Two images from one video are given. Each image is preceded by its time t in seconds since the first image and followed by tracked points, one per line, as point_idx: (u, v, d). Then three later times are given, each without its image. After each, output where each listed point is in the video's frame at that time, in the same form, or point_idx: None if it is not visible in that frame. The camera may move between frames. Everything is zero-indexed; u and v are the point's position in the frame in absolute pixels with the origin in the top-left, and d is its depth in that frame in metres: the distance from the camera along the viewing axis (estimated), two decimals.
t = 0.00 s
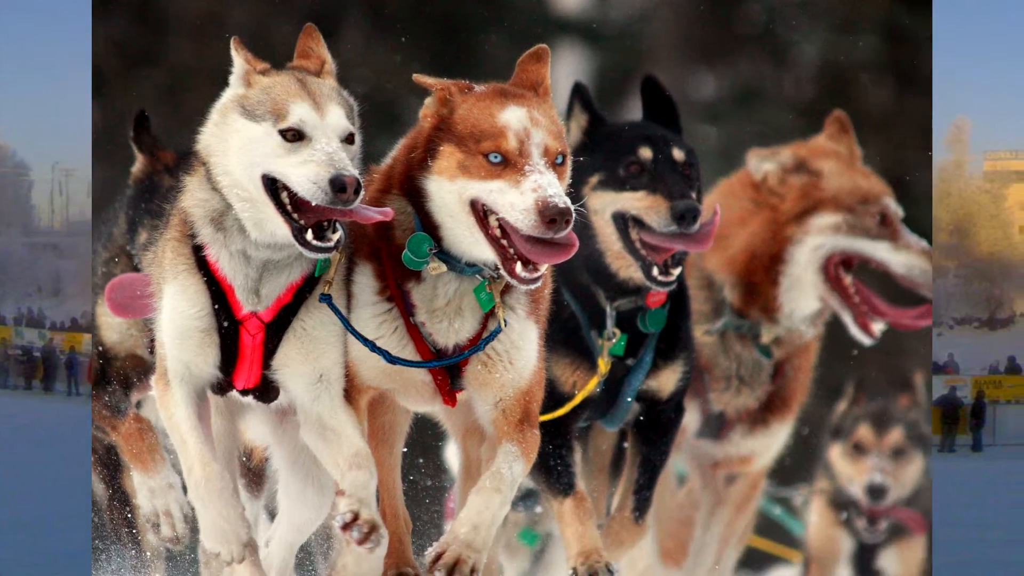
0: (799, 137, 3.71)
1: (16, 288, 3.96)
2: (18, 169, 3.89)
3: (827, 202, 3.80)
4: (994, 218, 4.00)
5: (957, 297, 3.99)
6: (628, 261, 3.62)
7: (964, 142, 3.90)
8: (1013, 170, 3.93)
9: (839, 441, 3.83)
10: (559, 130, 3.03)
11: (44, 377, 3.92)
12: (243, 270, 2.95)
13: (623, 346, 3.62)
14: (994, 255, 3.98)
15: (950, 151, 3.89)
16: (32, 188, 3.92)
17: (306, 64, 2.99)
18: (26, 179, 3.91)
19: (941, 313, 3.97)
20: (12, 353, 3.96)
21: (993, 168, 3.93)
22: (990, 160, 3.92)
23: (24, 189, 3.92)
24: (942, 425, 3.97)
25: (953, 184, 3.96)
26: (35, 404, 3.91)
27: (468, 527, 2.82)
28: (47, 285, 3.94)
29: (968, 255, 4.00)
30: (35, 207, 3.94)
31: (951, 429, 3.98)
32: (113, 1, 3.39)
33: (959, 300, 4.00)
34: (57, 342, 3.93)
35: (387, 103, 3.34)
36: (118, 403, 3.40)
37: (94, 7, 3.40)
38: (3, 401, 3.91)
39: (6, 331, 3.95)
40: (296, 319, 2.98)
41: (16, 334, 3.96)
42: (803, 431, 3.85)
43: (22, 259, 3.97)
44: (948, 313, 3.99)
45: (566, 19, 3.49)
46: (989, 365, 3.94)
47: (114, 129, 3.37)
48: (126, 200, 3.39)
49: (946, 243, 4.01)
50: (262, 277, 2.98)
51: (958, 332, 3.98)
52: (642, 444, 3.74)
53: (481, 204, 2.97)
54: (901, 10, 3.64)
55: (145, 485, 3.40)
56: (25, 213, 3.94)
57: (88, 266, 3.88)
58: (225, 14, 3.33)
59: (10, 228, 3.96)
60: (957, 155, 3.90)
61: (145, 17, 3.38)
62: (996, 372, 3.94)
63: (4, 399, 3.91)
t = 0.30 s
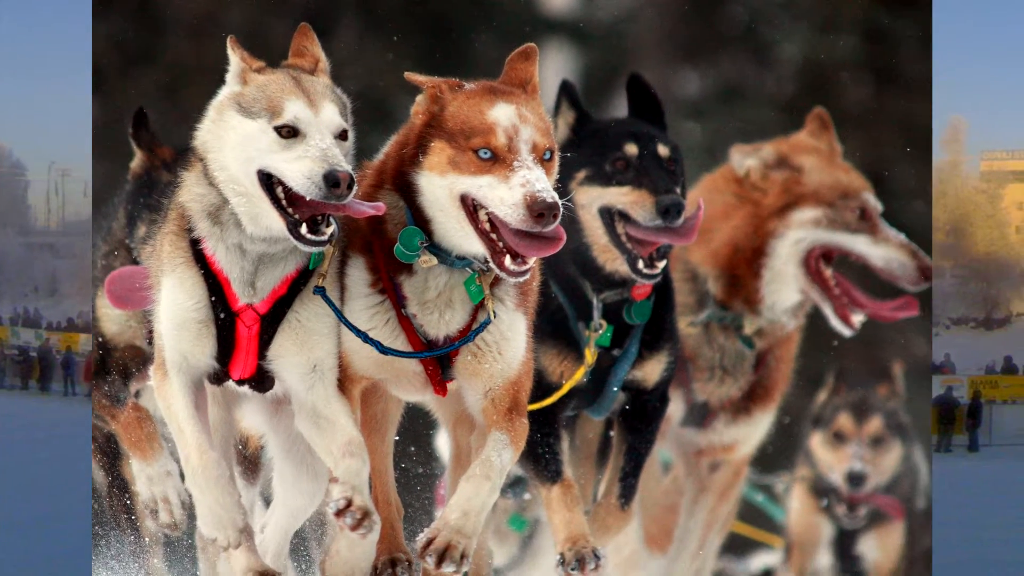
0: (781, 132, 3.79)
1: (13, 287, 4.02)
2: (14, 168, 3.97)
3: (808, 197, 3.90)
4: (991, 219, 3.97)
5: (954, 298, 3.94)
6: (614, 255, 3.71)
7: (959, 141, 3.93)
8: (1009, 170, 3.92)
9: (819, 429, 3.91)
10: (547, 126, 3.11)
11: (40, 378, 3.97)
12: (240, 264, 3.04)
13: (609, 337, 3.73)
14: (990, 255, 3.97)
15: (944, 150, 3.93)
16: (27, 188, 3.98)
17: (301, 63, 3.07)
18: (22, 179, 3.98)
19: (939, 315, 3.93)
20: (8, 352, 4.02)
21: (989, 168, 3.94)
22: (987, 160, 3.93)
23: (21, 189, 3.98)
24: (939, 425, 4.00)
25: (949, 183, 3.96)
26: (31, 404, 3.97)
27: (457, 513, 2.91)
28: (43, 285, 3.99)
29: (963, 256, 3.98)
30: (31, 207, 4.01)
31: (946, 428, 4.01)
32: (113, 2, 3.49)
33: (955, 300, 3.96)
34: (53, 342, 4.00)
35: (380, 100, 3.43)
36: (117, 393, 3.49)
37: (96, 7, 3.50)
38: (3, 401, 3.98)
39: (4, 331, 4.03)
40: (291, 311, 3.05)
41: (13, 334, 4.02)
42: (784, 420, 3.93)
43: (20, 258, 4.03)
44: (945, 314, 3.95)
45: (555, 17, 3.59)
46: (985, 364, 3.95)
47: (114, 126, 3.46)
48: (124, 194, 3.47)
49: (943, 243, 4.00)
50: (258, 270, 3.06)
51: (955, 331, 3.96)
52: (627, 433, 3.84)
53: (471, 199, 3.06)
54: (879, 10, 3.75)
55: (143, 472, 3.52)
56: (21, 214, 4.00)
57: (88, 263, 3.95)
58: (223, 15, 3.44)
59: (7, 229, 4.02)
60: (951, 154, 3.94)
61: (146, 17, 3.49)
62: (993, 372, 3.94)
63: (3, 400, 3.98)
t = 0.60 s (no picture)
0: (763, 129, 3.91)
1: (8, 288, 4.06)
2: (10, 169, 4.02)
3: (789, 192, 4.01)
4: (987, 219, 4.03)
5: (950, 297, 4.04)
6: (601, 248, 3.80)
7: (957, 142, 3.99)
8: (1006, 170, 3.97)
9: (801, 418, 4.02)
10: (536, 123, 3.19)
11: (36, 378, 4.01)
12: (236, 257, 3.12)
13: (596, 329, 3.77)
14: (986, 255, 4.03)
15: (944, 150, 4.00)
16: (23, 188, 4.04)
17: (297, 61, 3.16)
18: (18, 179, 4.03)
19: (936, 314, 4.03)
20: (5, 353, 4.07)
21: (986, 168, 3.99)
22: (984, 160, 3.98)
23: (17, 190, 4.03)
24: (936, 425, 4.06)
25: (946, 183, 4.04)
26: (26, 404, 4.00)
27: (448, 501, 3.00)
28: (39, 285, 4.06)
29: (960, 255, 4.07)
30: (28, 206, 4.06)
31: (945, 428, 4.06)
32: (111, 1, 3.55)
33: (951, 300, 4.05)
34: (49, 342, 4.04)
35: (373, 98, 3.51)
36: (116, 383, 3.59)
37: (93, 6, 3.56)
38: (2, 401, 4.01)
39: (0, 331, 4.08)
40: (286, 303, 3.14)
41: (9, 333, 4.08)
42: (767, 409, 4.03)
43: (16, 258, 4.07)
44: (943, 314, 4.03)
45: (544, 17, 3.67)
46: (981, 365, 3.99)
47: (113, 124, 3.54)
48: (123, 189, 3.55)
49: (942, 243, 4.09)
50: (254, 263, 3.14)
51: (953, 332, 4.02)
52: (614, 422, 3.93)
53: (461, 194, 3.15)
54: (859, 10, 3.85)
55: (142, 461, 3.63)
56: (17, 213, 4.05)
57: (88, 261, 4.04)
58: (220, 14, 3.51)
59: (3, 229, 4.07)
60: (949, 154, 4.00)
61: (143, 16, 3.55)
62: (989, 372, 3.98)
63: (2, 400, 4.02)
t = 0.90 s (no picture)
0: (748, 126, 3.98)
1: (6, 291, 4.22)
2: (5, 170, 3.97)
3: (774, 187, 4.08)
4: (983, 219, 4.12)
5: (946, 297, 4.23)
6: (589, 243, 3.88)
7: (954, 141, 4.03)
8: (1002, 170, 4.06)
9: (785, 409, 4.10)
10: (526, 120, 3.30)
11: (34, 378, 4.06)
12: (233, 251, 3.19)
13: (585, 321, 3.90)
14: (983, 254, 4.13)
15: (940, 151, 4.02)
16: (21, 187, 4.02)
17: (291, 59, 3.28)
18: (14, 180, 4.01)
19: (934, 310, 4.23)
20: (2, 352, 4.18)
21: (982, 169, 4.06)
22: (980, 160, 4.05)
23: (14, 189, 4.03)
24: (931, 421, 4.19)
25: (942, 183, 4.07)
26: (25, 403, 4.11)
27: (441, 490, 3.09)
28: (37, 284, 4.15)
29: (956, 255, 4.15)
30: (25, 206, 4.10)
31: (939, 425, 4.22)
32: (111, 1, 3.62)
33: (947, 300, 4.24)
34: (47, 342, 4.08)
35: (366, 96, 3.59)
36: (115, 374, 3.68)
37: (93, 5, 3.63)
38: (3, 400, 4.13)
39: None
40: (282, 297, 3.22)
41: (6, 333, 4.18)
42: (752, 400, 4.11)
43: (14, 259, 4.21)
44: (940, 312, 4.24)
45: (533, 16, 3.77)
46: (977, 365, 4.19)
47: (114, 120, 3.61)
48: (123, 185, 3.61)
49: (939, 243, 4.15)
50: (250, 258, 3.21)
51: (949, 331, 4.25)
52: (603, 413, 4.01)
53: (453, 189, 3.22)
54: (841, 10, 3.94)
55: (141, 451, 3.71)
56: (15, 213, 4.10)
57: (89, 262, 3.95)
58: (217, 14, 3.58)
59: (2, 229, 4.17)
60: (946, 154, 4.03)
61: (141, 15, 3.61)
62: (985, 371, 4.21)
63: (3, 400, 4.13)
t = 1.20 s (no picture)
0: (748, 126, 3.95)
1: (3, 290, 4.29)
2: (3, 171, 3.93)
3: (774, 187, 4.02)
4: (979, 219, 4.11)
5: (943, 298, 4.22)
6: (590, 243, 3.86)
7: (950, 141, 4.03)
8: (998, 170, 4.07)
9: (785, 409, 4.08)
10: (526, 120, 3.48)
11: (29, 379, 4.11)
12: (233, 251, 3.23)
13: (585, 321, 3.93)
14: (980, 255, 4.13)
15: (939, 152, 4.01)
16: (17, 188, 3.97)
17: (292, 59, 3.50)
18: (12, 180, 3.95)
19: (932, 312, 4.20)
20: None
21: (978, 168, 4.05)
22: (976, 161, 4.05)
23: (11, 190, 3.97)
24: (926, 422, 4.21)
25: (938, 182, 4.04)
26: (22, 403, 4.16)
27: (443, 492, 3.24)
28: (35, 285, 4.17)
29: (952, 255, 4.11)
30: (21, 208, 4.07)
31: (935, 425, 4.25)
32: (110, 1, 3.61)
33: (945, 300, 4.23)
34: (43, 342, 4.04)
35: (365, 97, 3.56)
36: (115, 373, 3.68)
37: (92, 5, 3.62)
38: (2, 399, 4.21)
39: None
40: (281, 297, 3.32)
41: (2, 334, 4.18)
42: (752, 400, 4.09)
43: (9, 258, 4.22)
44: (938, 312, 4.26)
45: (533, 16, 3.76)
46: (973, 365, 4.28)
47: (114, 120, 3.61)
48: (123, 186, 3.61)
49: (936, 245, 4.09)
50: (250, 257, 3.25)
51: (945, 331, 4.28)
52: (602, 413, 3.99)
53: (453, 189, 3.27)
54: (842, 10, 3.95)
55: (141, 451, 3.71)
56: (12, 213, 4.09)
57: (90, 264, 3.78)
58: (217, 14, 3.58)
59: None
60: (943, 155, 4.03)
61: (140, 15, 3.61)
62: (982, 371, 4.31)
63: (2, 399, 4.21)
